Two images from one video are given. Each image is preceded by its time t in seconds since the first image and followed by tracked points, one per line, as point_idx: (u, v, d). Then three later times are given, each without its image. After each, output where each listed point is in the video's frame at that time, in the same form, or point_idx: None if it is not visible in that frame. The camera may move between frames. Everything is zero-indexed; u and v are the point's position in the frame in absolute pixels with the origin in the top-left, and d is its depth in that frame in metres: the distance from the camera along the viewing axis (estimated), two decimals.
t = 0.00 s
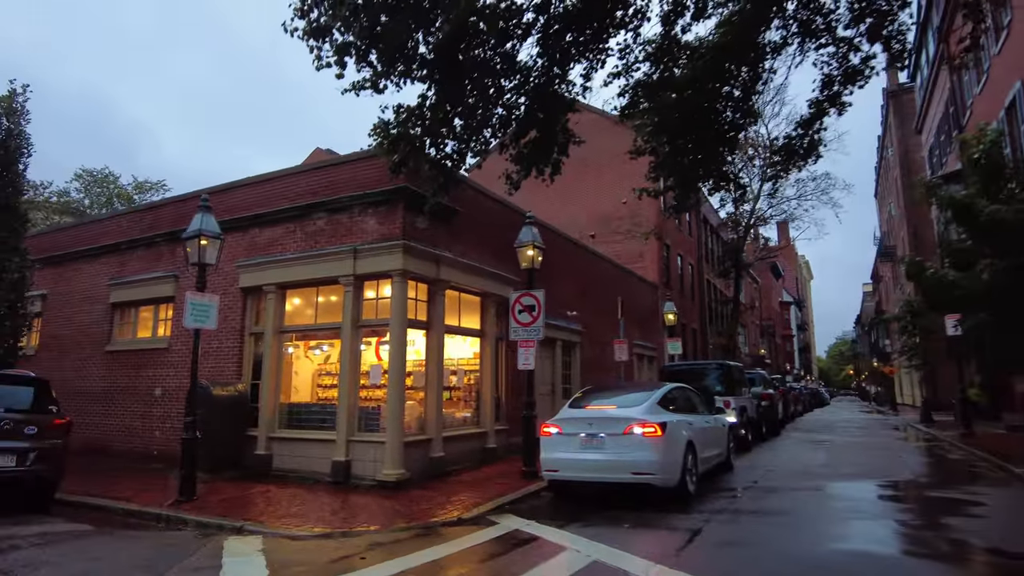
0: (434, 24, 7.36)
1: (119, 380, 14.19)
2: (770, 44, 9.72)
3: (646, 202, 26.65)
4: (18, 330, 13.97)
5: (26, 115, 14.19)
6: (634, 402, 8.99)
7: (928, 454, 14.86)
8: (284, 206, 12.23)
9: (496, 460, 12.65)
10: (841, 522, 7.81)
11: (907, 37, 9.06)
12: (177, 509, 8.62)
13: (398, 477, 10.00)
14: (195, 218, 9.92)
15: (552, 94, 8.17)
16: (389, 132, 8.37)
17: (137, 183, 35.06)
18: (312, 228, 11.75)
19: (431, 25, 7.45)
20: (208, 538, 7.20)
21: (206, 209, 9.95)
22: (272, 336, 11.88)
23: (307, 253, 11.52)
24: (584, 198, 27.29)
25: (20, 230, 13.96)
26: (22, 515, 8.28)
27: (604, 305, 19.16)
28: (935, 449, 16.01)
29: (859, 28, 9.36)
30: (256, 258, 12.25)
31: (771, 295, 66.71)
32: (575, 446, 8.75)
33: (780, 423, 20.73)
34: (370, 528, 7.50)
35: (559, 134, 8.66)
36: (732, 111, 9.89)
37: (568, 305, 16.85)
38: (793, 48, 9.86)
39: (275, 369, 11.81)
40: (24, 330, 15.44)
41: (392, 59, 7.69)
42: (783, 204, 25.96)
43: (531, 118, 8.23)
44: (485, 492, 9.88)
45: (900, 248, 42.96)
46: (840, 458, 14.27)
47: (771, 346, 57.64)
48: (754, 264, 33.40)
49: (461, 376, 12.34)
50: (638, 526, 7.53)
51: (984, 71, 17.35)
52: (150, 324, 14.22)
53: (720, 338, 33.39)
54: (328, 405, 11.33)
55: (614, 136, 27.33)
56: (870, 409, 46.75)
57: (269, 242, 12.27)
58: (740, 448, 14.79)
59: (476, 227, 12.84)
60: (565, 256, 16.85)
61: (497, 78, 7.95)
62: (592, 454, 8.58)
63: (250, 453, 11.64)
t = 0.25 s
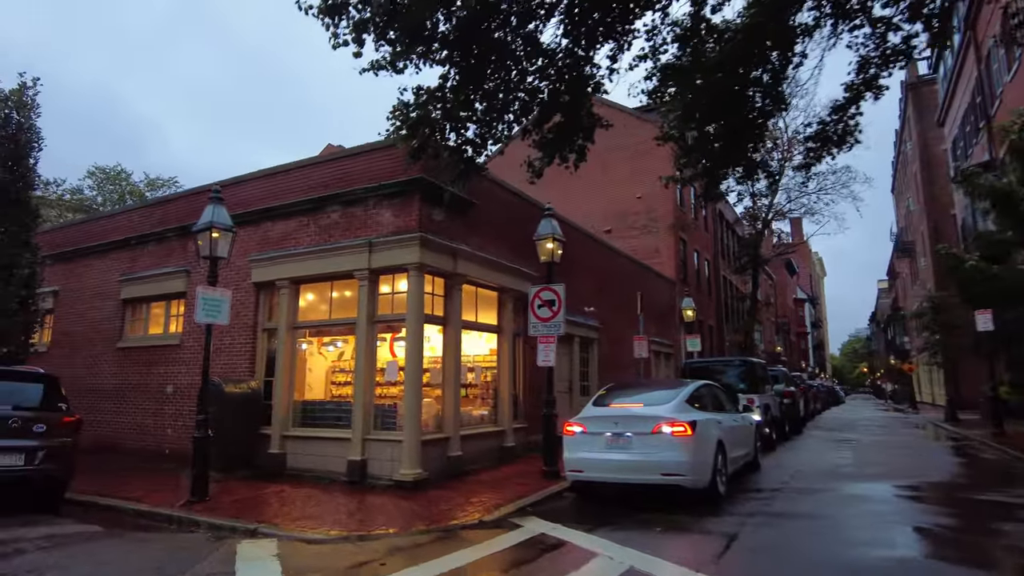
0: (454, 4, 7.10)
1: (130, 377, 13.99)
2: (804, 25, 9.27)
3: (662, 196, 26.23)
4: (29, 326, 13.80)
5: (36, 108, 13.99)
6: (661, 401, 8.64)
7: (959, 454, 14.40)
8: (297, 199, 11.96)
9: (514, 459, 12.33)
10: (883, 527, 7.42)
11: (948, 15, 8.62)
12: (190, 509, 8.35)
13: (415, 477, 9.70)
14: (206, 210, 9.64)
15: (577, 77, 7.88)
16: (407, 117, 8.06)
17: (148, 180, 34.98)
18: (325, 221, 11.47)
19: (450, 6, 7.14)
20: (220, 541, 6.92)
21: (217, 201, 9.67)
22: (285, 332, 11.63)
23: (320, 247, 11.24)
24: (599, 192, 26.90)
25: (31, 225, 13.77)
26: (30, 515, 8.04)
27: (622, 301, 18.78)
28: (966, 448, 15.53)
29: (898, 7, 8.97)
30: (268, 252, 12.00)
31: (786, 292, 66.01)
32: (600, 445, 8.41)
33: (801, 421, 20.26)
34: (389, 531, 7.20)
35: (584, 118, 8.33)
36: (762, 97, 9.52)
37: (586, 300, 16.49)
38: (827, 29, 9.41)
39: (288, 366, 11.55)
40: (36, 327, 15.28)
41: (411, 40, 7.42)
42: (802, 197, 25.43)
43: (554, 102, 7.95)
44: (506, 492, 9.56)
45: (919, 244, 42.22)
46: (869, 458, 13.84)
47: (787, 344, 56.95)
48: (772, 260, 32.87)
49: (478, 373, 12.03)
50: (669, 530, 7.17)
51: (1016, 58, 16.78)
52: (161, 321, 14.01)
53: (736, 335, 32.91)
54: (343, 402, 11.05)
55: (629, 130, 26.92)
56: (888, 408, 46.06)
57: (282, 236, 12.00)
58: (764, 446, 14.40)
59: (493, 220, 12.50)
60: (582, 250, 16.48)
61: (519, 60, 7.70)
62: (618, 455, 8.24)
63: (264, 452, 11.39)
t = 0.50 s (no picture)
0: None
1: (140, 378, 13.77)
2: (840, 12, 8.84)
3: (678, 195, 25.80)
4: (38, 327, 13.61)
5: (45, 106, 13.79)
6: (688, 405, 8.28)
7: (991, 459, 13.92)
8: (308, 196, 11.68)
9: (532, 464, 11.99)
10: (928, 540, 7.00)
11: None
12: (200, 517, 8.07)
13: (431, 483, 9.38)
14: (215, 208, 9.36)
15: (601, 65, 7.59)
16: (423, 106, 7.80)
17: (160, 179, 34.91)
18: (338, 219, 11.17)
19: None
20: (230, 552, 6.62)
21: (227, 198, 9.38)
22: (297, 333, 11.35)
23: (333, 246, 10.95)
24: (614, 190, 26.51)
25: (40, 224, 13.58)
26: (35, 523, 7.78)
27: (639, 300, 18.40)
28: (997, 452, 15.03)
29: None
30: (280, 252, 11.73)
31: (801, 291, 65.21)
32: (625, 452, 8.06)
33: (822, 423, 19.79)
34: (405, 542, 6.87)
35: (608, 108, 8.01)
36: (794, 88, 9.14)
37: (603, 300, 16.13)
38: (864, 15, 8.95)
39: (300, 367, 11.27)
40: (46, 327, 15.11)
41: (428, 25, 7.21)
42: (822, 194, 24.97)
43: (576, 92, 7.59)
44: (525, 499, 9.22)
45: (938, 242, 41.51)
46: (897, 464, 13.38)
47: (802, 344, 56.22)
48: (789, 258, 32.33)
49: (494, 374, 11.71)
50: (701, 543, 6.80)
51: None
52: (171, 321, 13.79)
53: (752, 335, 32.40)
54: (356, 405, 10.75)
55: (645, 127, 26.51)
56: (906, 409, 45.33)
57: (294, 235, 11.72)
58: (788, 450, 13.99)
59: (509, 217, 12.17)
60: (599, 249, 16.11)
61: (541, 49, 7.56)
62: (644, 462, 7.88)
63: (276, 455, 11.12)
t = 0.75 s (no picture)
0: None
1: (144, 375, 13.51)
2: None
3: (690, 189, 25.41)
4: (41, 323, 13.36)
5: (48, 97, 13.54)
6: (712, 401, 7.95)
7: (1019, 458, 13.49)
8: (316, 188, 11.37)
9: (545, 463, 11.65)
10: (971, 544, 6.62)
11: None
12: (204, 517, 7.78)
13: (444, 482, 9.04)
14: (219, 198, 9.05)
15: (619, 43, 7.57)
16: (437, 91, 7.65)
17: (167, 176, 34.74)
18: (345, 211, 10.84)
19: None
20: (234, 556, 6.31)
21: (231, 188, 9.07)
22: (305, 329, 11.05)
23: (340, 238, 10.62)
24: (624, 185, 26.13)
25: (42, 218, 13.34)
26: (33, 524, 7.49)
27: (652, 296, 18.03)
28: None
29: None
30: (286, 245, 11.42)
31: (812, 288, 64.57)
32: (647, 450, 7.74)
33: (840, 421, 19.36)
34: (418, 545, 6.54)
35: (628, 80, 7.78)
36: (818, 70, 8.75)
37: (617, 295, 15.77)
38: None
39: (307, 363, 10.97)
40: (49, 323, 14.87)
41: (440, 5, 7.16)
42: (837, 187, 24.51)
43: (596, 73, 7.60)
44: (541, 500, 8.88)
45: (953, 237, 40.90)
46: (922, 463, 12.97)
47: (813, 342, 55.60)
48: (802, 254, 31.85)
49: (507, 370, 11.37)
50: (730, 546, 6.43)
51: None
52: (176, 317, 13.52)
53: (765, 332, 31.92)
54: (365, 402, 10.43)
55: (656, 121, 26.14)
56: (919, 407, 44.76)
57: (300, 227, 11.42)
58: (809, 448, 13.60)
59: (522, 208, 11.82)
60: (612, 243, 15.76)
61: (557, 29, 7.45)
62: (668, 461, 7.55)
63: (283, 454, 10.82)
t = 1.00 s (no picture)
0: None
1: (146, 374, 13.21)
2: None
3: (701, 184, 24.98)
4: (41, 320, 13.07)
5: (46, 89, 13.22)
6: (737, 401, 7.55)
7: None
8: (320, 180, 11.01)
9: (558, 464, 11.28)
10: (1016, 553, 6.21)
11: None
12: (204, 523, 7.44)
13: (454, 485, 8.68)
14: (219, 189, 8.71)
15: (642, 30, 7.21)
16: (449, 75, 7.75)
17: (172, 173, 34.50)
18: (351, 204, 10.49)
19: None
20: (234, 566, 5.96)
21: (232, 179, 8.73)
22: (310, 326, 10.72)
23: (346, 232, 10.27)
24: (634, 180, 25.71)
25: (42, 214, 13.04)
26: (27, 531, 7.17)
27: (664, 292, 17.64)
28: None
29: None
30: (290, 240, 11.09)
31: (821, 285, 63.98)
32: (669, 453, 7.38)
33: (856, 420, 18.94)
34: (428, 554, 6.18)
35: (651, 60, 7.49)
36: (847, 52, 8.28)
37: (629, 291, 15.39)
38: None
39: (312, 361, 10.64)
40: (50, 321, 14.59)
41: None
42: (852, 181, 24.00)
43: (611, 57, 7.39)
44: (555, 504, 8.51)
45: (966, 232, 40.31)
46: (946, 463, 12.56)
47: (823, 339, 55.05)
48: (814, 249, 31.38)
49: (518, 369, 11.01)
50: (760, 556, 6.04)
51: None
52: (178, 314, 13.22)
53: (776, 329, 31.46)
54: (371, 402, 10.08)
55: (666, 114, 25.70)
56: (931, 404, 44.22)
57: (305, 221, 11.07)
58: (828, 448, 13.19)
59: (532, 201, 11.44)
60: (624, 237, 15.37)
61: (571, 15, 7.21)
62: (691, 464, 7.18)
63: (287, 455, 10.49)
